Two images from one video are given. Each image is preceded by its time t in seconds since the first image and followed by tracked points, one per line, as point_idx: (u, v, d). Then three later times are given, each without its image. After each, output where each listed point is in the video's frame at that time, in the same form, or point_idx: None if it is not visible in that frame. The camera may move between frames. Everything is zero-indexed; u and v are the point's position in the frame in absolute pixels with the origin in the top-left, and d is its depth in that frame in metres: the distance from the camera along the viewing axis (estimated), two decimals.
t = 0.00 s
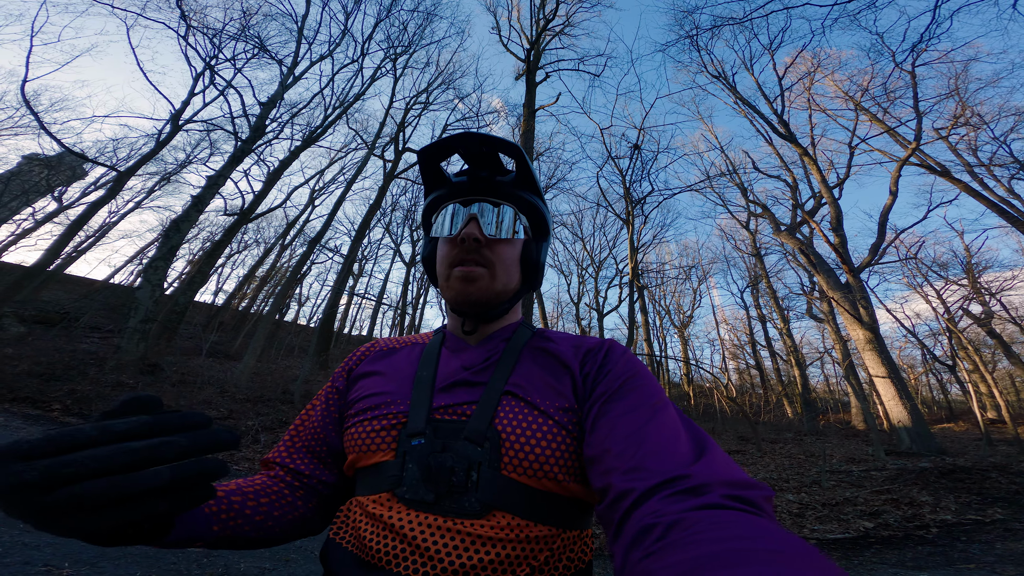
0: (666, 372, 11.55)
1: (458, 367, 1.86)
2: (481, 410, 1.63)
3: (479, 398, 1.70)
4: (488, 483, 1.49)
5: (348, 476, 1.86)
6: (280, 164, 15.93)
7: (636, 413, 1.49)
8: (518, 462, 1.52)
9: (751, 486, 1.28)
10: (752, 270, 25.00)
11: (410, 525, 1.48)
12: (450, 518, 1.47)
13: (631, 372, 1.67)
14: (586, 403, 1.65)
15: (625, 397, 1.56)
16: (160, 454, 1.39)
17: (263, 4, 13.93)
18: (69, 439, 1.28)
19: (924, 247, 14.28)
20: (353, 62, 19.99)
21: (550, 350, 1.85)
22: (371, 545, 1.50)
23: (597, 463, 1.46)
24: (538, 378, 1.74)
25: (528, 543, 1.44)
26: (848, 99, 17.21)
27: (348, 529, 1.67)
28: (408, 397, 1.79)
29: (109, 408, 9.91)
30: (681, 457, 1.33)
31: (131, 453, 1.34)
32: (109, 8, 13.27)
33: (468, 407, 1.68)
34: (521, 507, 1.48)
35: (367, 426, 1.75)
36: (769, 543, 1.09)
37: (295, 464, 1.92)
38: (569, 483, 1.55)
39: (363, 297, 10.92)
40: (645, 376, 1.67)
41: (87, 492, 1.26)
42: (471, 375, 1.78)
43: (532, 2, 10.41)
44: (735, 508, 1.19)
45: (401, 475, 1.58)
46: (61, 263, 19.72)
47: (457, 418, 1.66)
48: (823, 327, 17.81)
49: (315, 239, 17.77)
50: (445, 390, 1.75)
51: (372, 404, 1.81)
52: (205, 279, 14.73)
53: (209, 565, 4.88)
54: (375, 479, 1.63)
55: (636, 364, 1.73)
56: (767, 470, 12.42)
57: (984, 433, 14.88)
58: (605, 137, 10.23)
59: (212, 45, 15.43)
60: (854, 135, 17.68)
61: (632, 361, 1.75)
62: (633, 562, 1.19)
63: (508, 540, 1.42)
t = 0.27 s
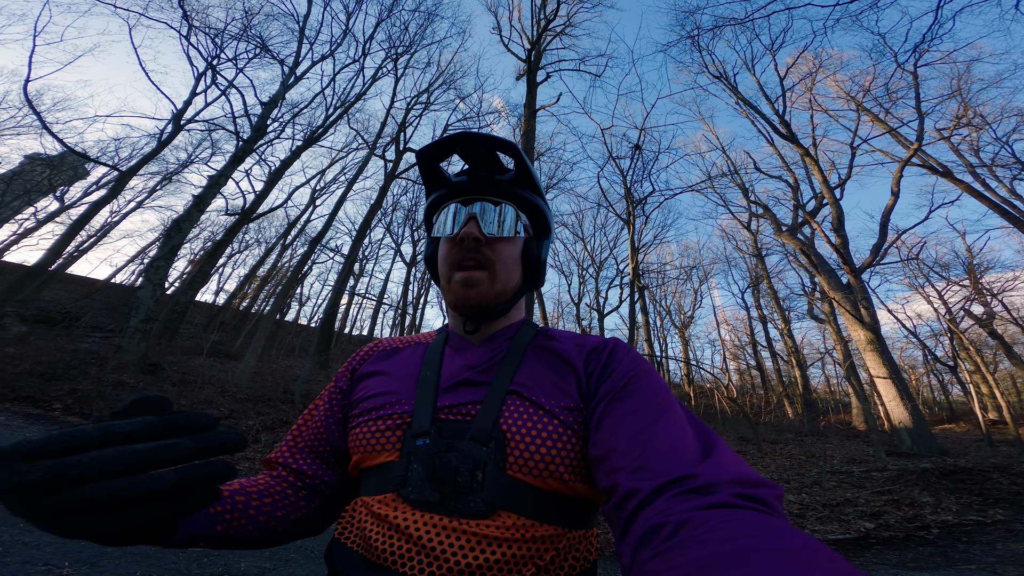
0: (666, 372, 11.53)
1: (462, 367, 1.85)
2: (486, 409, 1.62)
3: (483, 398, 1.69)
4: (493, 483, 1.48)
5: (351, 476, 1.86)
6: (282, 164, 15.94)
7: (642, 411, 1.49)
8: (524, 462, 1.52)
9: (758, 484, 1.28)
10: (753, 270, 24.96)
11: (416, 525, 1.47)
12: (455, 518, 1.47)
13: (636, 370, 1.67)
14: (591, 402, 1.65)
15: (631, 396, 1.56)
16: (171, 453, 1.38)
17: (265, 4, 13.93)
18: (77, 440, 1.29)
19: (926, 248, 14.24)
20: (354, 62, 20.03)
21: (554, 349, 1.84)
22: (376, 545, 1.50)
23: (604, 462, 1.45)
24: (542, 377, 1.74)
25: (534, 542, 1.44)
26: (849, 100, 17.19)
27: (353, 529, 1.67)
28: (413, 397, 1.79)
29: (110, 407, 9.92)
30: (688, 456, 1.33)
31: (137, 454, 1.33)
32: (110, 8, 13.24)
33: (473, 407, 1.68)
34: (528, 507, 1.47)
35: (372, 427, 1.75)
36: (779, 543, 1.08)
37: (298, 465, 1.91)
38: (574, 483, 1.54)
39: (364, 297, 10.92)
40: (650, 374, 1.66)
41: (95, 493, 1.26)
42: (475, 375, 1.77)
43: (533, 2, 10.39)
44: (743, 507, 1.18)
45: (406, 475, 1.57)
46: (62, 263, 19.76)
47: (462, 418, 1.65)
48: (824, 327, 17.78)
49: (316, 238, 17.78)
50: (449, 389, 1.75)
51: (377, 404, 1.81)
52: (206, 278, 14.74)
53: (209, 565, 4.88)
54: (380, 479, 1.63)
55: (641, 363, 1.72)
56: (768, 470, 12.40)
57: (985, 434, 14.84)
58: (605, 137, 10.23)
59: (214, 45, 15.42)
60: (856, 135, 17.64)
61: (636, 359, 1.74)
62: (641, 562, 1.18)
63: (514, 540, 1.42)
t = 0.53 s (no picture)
0: (666, 372, 11.53)
1: (457, 367, 1.86)
2: (481, 408, 1.62)
3: (479, 398, 1.70)
4: (488, 482, 1.48)
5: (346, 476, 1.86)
6: (283, 164, 15.94)
7: (636, 410, 1.49)
8: (519, 461, 1.52)
9: (750, 483, 1.28)
10: (753, 270, 24.95)
11: (411, 523, 1.47)
12: (449, 517, 1.47)
13: (630, 369, 1.67)
14: (586, 403, 1.65)
15: (625, 395, 1.56)
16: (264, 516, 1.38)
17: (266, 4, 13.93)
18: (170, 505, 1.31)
19: (927, 248, 14.23)
20: (355, 62, 20.05)
21: (549, 349, 1.84)
22: (370, 543, 1.50)
23: (597, 461, 1.45)
24: (537, 376, 1.74)
25: (528, 541, 1.44)
26: (850, 100, 17.17)
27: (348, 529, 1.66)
28: (408, 397, 1.79)
29: (110, 407, 9.94)
30: (681, 454, 1.33)
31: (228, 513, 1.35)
32: (111, 7, 13.26)
33: (468, 406, 1.68)
34: (522, 505, 1.47)
35: (367, 426, 1.75)
36: (769, 540, 1.09)
37: (286, 460, 1.88)
38: (568, 482, 1.54)
39: (364, 296, 10.92)
40: (644, 373, 1.67)
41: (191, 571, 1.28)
42: (470, 375, 1.77)
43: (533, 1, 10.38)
44: (735, 504, 1.18)
45: (401, 474, 1.57)
46: (64, 262, 19.80)
47: (457, 417, 1.66)
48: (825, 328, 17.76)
49: (316, 238, 17.80)
50: (445, 389, 1.75)
51: (372, 404, 1.81)
52: (207, 278, 14.75)
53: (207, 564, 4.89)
54: (375, 478, 1.63)
55: (635, 362, 1.72)
56: (768, 471, 12.38)
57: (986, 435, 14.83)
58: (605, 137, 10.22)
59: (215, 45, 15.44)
60: (857, 136, 17.62)
61: (630, 359, 1.75)
62: (633, 560, 1.18)
63: (508, 539, 1.42)
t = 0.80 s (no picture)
0: (666, 373, 11.51)
1: (454, 368, 1.85)
2: (478, 409, 1.62)
3: (475, 399, 1.70)
4: (483, 483, 1.48)
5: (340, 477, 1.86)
6: (283, 163, 15.95)
7: (632, 412, 1.49)
8: (515, 462, 1.52)
9: (744, 486, 1.28)
10: (754, 271, 24.94)
11: (406, 524, 1.47)
12: (444, 518, 1.47)
13: (626, 371, 1.67)
14: (581, 404, 1.64)
15: (621, 396, 1.56)
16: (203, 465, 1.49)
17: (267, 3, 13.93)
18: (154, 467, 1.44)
19: (927, 248, 14.20)
20: (356, 62, 20.07)
21: (545, 350, 1.84)
22: (365, 544, 1.50)
23: (593, 462, 1.45)
24: (534, 378, 1.74)
25: (522, 543, 1.44)
26: (852, 100, 17.14)
27: (343, 530, 1.66)
28: (404, 397, 1.79)
29: (110, 406, 9.94)
30: (675, 457, 1.33)
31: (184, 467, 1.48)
32: (112, 7, 13.25)
33: (464, 408, 1.68)
34: (517, 507, 1.47)
35: (363, 427, 1.75)
36: (760, 543, 1.09)
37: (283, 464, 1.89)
38: (563, 483, 1.54)
39: (364, 296, 10.90)
40: (640, 375, 1.66)
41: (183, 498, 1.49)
42: (466, 375, 1.77)
43: (534, 1, 10.37)
44: (727, 507, 1.18)
45: (396, 475, 1.57)
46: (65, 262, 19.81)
47: (453, 418, 1.66)
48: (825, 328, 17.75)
49: (317, 238, 17.80)
50: (441, 390, 1.75)
51: (368, 405, 1.81)
52: (207, 278, 14.75)
53: (206, 564, 4.90)
54: (371, 480, 1.63)
55: (631, 364, 1.72)
56: (768, 471, 12.36)
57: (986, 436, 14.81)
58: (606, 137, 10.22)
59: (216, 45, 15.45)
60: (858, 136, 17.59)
61: (627, 361, 1.74)
62: (626, 562, 1.18)
63: (502, 540, 1.42)
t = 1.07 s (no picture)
0: (667, 373, 11.52)
1: (453, 369, 1.86)
2: (478, 411, 1.62)
3: (475, 399, 1.70)
4: (483, 485, 1.48)
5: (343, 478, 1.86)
6: (284, 163, 15.96)
7: (632, 412, 1.49)
8: (516, 464, 1.52)
9: (747, 486, 1.27)
10: (754, 271, 24.94)
11: (408, 526, 1.47)
12: (446, 519, 1.47)
13: (626, 371, 1.67)
14: (582, 404, 1.65)
15: (622, 396, 1.56)
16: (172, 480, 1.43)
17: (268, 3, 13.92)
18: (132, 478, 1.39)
19: (928, 248, 14.20)
20: (356, 62, 20.06)
21: (545, 350, 1.84)
22: (367, 546, 1.50)
23: (594, 463, 1.45)
24: (534, 378, 1.74)
25: (525, 543, 1.44)
26: (853, 100, 17.12)
27: (344, 532, 1.66)
28: (406, 399, 1.79)
29: (110, 406, 9.95)
30: (676, 457, 1.33)
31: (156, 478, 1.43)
32: (113, 7, 13.26)
33: (464, 409, 1.68)
34: (518, 508, 1.47)
35: (363, 429, 1.75)
36: (763, 543, 1.09)
37: (291, 469, 1.90)
38: (565, 484, 1.54)
39: (364, 296, 10.91)
40: (640, 375, 1.67)
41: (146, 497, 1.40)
42: (466, 377, 1.77)
43: (534, 1, 10.36)
44: (729, 507, 1.18)
45: (397, 477, 1.58)
46: (65, 262, 19.82)
47: (454, 419, 1.65)
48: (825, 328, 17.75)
49: (317, 238, 17.80)
50: (441, 391, 1.75)
51: (368, 407, 1.81)
52: (207, 277, 14.76)
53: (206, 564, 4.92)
54: (372, 482, 1.63)
55: (632, 363, 1.72)
56: (768, 472, 12.36)
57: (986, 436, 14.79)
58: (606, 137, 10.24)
59: (216, 45, 15.45)
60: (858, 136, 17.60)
61: (627, 360, 1.75)
62: (628, 563, 1.19)
63: (505, 541, 1.42)
